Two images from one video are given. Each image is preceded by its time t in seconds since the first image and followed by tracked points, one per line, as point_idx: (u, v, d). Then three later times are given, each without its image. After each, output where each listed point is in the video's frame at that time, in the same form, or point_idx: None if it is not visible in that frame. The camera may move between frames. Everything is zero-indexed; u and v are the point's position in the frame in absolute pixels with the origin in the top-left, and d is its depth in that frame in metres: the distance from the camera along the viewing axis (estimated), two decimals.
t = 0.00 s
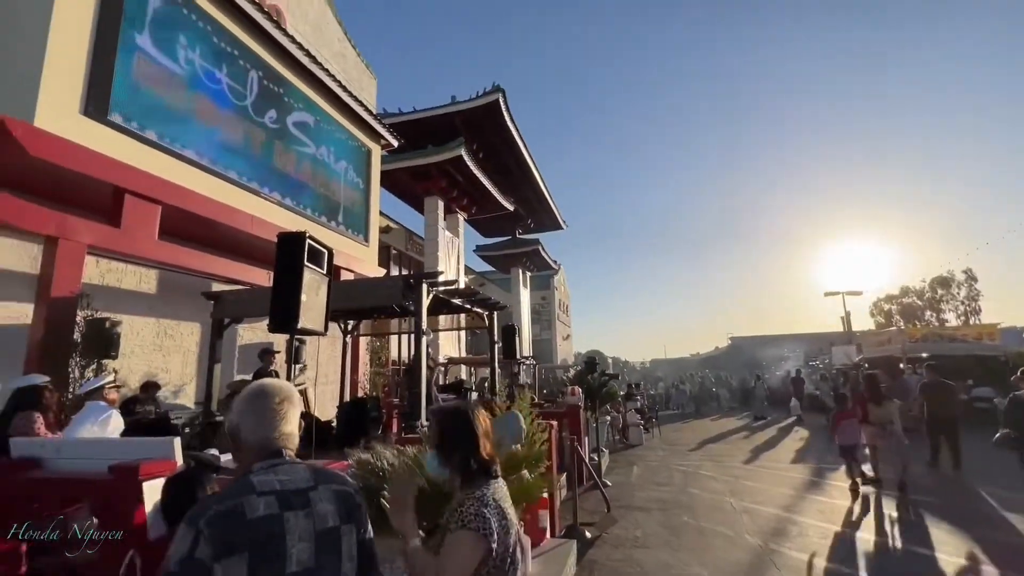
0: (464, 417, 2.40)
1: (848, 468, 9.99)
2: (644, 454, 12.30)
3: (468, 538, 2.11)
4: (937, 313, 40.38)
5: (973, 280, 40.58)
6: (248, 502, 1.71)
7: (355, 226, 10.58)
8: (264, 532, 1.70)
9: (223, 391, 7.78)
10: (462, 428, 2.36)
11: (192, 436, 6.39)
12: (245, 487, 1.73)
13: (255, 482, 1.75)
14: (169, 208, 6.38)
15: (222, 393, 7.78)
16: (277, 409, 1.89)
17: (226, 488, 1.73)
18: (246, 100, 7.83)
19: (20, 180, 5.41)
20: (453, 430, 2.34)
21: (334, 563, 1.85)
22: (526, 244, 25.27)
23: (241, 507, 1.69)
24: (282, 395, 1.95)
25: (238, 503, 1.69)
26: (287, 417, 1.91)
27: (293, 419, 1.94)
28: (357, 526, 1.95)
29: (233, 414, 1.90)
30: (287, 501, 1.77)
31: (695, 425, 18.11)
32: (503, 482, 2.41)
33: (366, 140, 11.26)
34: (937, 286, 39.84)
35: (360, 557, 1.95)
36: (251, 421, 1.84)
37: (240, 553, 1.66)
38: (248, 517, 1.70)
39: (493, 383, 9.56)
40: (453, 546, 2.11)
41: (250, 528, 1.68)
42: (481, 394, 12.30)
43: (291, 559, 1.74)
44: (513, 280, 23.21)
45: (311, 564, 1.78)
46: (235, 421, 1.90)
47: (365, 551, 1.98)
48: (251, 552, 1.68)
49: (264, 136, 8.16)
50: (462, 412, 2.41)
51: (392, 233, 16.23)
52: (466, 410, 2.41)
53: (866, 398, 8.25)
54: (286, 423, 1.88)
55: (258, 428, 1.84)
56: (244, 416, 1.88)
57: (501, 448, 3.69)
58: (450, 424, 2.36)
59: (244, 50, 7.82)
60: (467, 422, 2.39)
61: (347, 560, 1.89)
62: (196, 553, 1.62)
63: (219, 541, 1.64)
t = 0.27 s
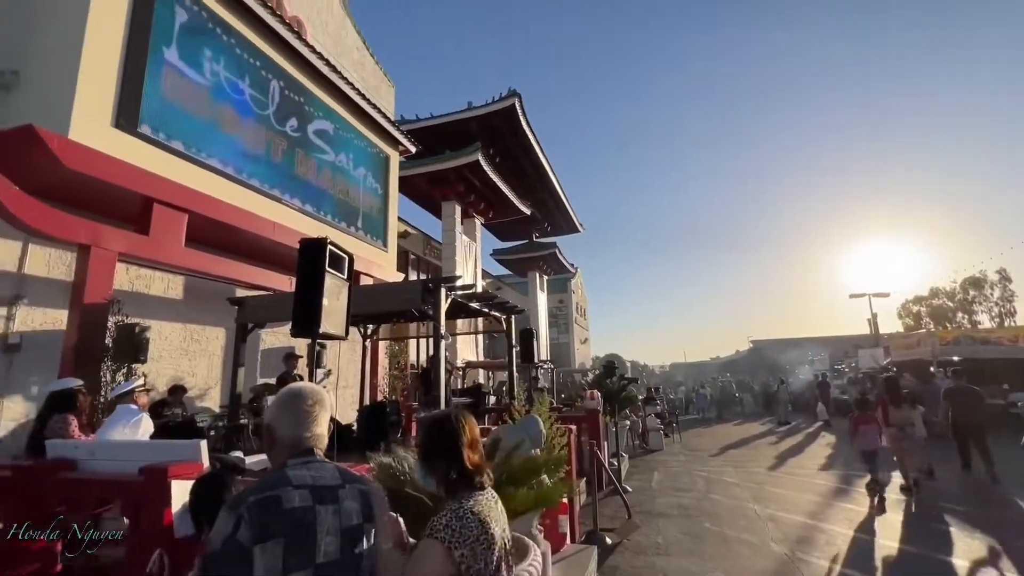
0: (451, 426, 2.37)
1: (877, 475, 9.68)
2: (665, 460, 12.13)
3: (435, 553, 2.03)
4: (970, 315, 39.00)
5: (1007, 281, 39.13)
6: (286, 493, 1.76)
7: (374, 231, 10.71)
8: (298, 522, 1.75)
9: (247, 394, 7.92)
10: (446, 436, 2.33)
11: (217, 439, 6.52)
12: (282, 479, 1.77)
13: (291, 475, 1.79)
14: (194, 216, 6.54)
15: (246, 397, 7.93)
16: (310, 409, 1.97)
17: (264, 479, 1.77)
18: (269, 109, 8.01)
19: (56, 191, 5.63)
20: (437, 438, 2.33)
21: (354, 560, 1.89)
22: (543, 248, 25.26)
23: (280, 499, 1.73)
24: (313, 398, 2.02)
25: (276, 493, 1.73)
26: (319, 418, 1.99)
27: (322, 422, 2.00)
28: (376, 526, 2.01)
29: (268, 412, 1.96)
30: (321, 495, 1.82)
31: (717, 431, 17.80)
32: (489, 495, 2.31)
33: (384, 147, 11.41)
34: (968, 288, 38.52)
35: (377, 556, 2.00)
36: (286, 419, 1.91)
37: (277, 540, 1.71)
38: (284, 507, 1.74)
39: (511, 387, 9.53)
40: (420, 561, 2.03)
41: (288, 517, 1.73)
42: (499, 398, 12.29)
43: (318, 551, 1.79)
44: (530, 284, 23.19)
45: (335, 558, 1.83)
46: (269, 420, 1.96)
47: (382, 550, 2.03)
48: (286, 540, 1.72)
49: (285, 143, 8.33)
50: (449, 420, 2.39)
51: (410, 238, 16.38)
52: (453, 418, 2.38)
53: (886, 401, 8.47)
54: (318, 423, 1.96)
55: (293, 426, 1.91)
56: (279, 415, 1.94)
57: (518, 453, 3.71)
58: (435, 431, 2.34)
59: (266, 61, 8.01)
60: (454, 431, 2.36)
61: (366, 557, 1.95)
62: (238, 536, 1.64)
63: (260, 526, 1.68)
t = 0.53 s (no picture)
0: (439, 435, 2.36)
1: (911, 486, 9.35)
2: (687, 469, 11.92)
3: (423, 566, 2.06)
4: (1006, 320, 37.54)
5: None
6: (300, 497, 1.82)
7: (393, 240, 10.84)
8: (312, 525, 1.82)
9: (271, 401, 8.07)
10: (434, 446, 2.31)
11: (242, 445, 6.65)
12: (297, 484, 1.85)
13: (305, 481, 1.87)
14: (220, 226, 6.70)
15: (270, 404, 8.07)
16: (322, 416, 2.04)
17: (280, 484, 1.85)
18: (291, 122, 8.20)
19: (90, 205, 5.86)
20: (425, 448, 2.31)
21: (366, 563, 1.95)
22: (560, 254, 25.21)
23: (295, 503, 1.80)
24: (325, 407, 2.12)
25: (292, 497, 1.81)
26: (330, 424, 2.07)
27: (334, 429, 2.10)
28: (387, 530, 2.06)
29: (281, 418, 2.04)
30: (334, 500, 1.89)
31: (741, 439, 17.43)
32: (481, 505, 2.32)
33: (403, 156, 11.58)
34: (1003, 291, 37.12)
35: (388, 561, 2.05)
36: (299, 427, 1.99)
37: (293, 541, 1.78)
38: (299, 511, 1.81)
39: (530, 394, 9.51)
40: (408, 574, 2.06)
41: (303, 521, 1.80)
42: (517, 406, 12.25)
43: (332, 553, 1.86)
44: (548, 291, 23.15)
45: (348, 561, 1.89)
46: (283, 428, 2.05)
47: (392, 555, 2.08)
48: (301, 542, 1.79)
49: (307, 155, 8.50)
50: (438, 430, 2.36)
51: (429, 246, 16.54)
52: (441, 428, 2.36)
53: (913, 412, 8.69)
54: (329, 430, 2.04)
55: (307, 433, 1.99)
56: (294, 422, 2.02)
57: (538, 461, 3.69)
58: (423, 441, 2.33)
59: (289, 76, 8.22)
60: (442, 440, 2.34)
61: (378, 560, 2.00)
62: (254, 539, 1.72)
63: (276, 529, 1.76)
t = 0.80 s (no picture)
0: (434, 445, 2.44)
1: (947, 500, 8.99)
2: (711, 481, 11.68)
3: None
4: None
5: None
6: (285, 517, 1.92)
7: (412, 250, 10.96)
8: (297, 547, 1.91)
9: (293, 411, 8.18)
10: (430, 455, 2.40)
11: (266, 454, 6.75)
12: (278, 506, 1.95)
13: (287, 502, 1.97)
14: (245, 240, 6.86)
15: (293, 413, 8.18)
16: (308, 431, 2.20)
17: (264, 507, 1.97)
18: (313, 137, 8.39)
19: (122, 221, 6.08)
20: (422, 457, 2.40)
21: None
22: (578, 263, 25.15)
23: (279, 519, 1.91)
24: (305, 425, 2.22)
25: (273, 519, 1.91)
26: (316, 438, 2.20)
27: (317, 444, 2.19)
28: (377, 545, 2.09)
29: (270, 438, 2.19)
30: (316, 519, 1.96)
31: (766, 451, 17.01)
32: (475, 511, 2.38)
33: (421, 168, 11.74)
34: None
35: None
36: (284, 442, 2.14)
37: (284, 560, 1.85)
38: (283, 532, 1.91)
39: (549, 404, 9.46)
40: None
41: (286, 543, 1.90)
42: (536, 416, 12.18)
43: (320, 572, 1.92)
44: (566, 300, 23.06)
45: None
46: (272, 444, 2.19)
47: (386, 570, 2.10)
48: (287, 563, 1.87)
49: (328, 168, 8.68)
50: (434, 439, 2.45)
51: (447, 256, 16.67)
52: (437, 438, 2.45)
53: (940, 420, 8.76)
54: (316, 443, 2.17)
55: (293, 447, 2.13)
56: (282, 438, 2.17)
57: (559, 472, 3.65)
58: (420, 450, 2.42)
59: (311, 92, 8.44)
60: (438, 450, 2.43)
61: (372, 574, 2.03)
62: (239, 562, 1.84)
63: (258, 551, 1.87)
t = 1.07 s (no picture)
0: (430, 459, 2.81)
1: (986, 519, 8.62)
2: (734, 496, 11.39)
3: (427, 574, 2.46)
4: None
5: None
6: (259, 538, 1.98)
7: (429, 264, 11.06)
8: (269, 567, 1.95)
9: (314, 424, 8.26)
10: (427, 468, 2.77)
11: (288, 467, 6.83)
12: (252, 525, 2.00)
13: (261, 520, 2.02)
14: (268, 255, 7.01)
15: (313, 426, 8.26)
16: (284, 448, 2.24)
17: (236, 525, 2.01)
18: (334, 154, 8.58)
19: (151, 238, 6.28)
20: (421, 470, 2.76)
21: None
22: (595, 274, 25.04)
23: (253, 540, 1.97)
24: (280, 440, 2.27)
25: (247, 539, 1.96)
26: (291, 455, 2.26)
27: (289, 461, 2.25)
28: (351, 561, 2.18)
29: (242, 452, 2.23)
30: (290, 538, 2.03)
31: (791, 465, 16.56)
32: (467, 518, 2.73)
33: (438, 183, 11.90)
34: None
35: None
36: (260, 458, 2.18)
37: None
38: (256, 551, 1.96)
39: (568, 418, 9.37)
40: None
41: (257, 564, 1.94)
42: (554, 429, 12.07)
43: None
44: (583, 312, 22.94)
45: None
46: (245, 457, 2.23)
47: None
48: None
49: (348, 184, 8.86)
50: (429, 454, 2.83)
51: (464, 269, 16.77)
52: (433, 452, 2.83)
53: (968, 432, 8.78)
54: (291, 461, 2.23)
55: (269, 464, 2.18)
56: (256, 453, 2.21)
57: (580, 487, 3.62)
58: (418, 464, 2.78)
59: (332, 111, 8.66)
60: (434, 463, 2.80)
61: None
62: None
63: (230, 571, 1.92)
